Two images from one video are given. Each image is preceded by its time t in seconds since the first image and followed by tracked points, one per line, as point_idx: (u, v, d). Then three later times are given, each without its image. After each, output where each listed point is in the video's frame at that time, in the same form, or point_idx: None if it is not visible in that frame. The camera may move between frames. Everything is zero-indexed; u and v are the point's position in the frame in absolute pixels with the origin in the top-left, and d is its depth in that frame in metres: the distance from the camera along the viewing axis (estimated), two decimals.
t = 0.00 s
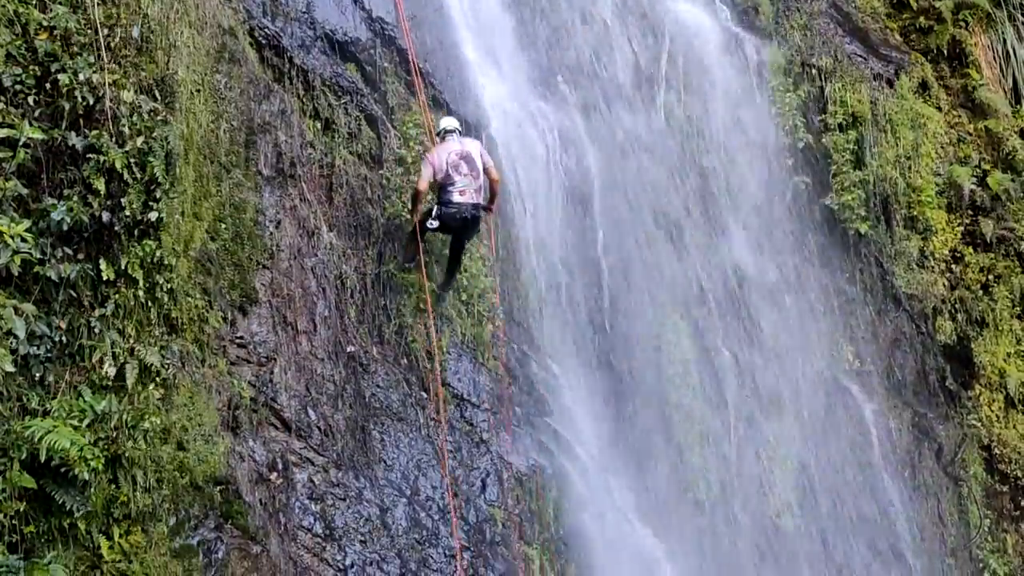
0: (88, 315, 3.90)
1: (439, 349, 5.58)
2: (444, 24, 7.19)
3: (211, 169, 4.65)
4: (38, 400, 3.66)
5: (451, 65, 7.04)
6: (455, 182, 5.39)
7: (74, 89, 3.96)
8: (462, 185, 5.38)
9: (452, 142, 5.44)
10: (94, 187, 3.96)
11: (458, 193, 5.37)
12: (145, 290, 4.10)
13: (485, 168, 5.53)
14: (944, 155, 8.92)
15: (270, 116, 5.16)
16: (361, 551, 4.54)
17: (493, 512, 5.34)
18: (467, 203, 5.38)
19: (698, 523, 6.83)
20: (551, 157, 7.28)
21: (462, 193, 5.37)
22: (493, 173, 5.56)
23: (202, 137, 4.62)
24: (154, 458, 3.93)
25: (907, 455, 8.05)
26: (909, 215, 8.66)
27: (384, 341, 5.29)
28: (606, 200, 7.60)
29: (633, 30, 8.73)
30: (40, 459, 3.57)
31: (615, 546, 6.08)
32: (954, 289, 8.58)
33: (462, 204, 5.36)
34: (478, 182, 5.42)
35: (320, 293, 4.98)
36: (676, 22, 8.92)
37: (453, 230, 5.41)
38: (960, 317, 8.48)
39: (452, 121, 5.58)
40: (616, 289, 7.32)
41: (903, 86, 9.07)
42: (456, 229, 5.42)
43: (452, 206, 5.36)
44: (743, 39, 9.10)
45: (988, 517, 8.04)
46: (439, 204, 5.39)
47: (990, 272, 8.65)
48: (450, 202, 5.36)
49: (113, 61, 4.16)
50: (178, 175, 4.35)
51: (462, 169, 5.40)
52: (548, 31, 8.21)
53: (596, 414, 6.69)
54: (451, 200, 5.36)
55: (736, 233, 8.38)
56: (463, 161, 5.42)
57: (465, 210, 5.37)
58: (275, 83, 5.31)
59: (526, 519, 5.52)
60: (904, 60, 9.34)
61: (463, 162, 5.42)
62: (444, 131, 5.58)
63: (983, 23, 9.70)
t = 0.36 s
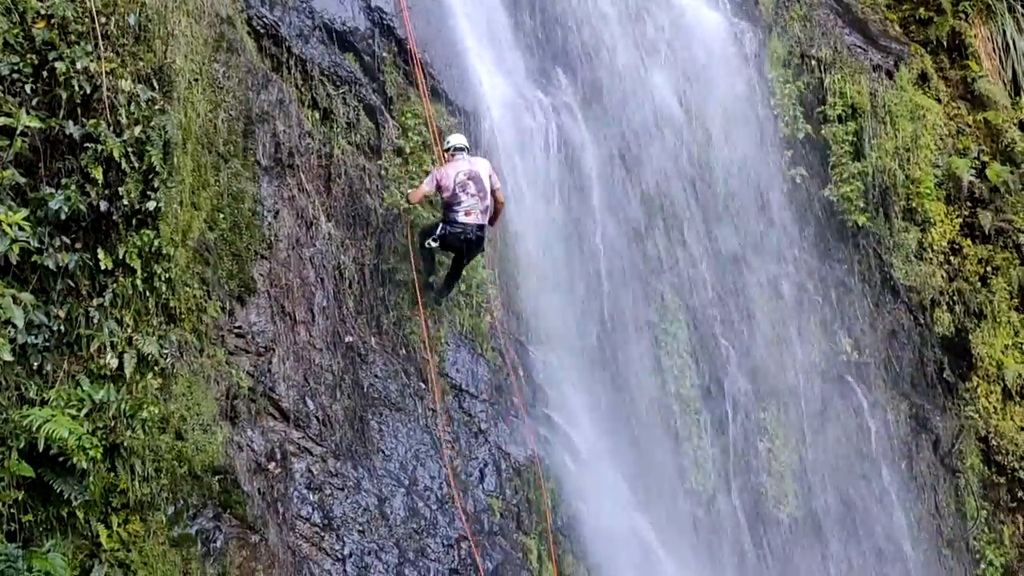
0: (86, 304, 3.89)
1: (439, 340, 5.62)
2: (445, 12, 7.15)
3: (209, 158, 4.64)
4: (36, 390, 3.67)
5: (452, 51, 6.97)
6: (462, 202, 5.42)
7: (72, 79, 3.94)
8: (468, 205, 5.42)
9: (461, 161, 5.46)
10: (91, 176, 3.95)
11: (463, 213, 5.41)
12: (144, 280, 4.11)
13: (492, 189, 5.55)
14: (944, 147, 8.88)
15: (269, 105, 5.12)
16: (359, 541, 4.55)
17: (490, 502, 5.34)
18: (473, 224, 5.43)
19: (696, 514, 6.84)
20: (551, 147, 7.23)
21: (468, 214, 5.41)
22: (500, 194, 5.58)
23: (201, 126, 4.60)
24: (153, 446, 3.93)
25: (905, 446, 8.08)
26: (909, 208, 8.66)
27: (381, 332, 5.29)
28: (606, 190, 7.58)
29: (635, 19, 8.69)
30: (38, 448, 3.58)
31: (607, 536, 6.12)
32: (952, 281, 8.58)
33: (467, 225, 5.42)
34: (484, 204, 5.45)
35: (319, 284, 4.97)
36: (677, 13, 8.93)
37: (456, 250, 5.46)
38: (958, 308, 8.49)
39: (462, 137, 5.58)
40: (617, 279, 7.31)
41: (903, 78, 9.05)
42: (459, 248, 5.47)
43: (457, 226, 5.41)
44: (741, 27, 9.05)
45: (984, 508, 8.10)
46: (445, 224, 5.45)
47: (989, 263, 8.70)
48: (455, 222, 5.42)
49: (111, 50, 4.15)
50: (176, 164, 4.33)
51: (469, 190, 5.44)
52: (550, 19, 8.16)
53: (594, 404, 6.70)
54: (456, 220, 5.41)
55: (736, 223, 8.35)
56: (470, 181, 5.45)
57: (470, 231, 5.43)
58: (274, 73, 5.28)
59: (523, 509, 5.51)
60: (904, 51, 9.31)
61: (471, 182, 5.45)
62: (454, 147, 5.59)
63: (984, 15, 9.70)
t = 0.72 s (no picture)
0: (81, 293, 3.89)
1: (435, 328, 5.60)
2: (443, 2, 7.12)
3: (206, 145, 4.62)
4: (32, 378, 3.64)
5: (449, 41, 6.95)
6: (463, 224, 5.27)
7: (66, 65, 3.91)
8: (470, 228, 5.28)
9: (465, 183, 5.30)
10: (85, 164, 3.93)
11: (464, 236, 5.27)
12: (140, 269, 4.11)
13: (495, 213, 5.39)
14: (943, 136, 8.91)
15: (266, 93, 5.09)
16: (356, 529, 4.54)
17: (488, 490, 5.32)
18: (472, 247, 5.29)
19: (693, 501, 6.82)
20: (549, 136, 7.23)
21: (469, 237, 5.27)
22: (504, 218, 5.43)
23: (196, 112, 4.58)
24: (149, 434, 3.94)
25: (902, 435, 8.10)
26: (907, 196, 8.67)
27: (379, 320, 5.29)
28: (603, 180, 7.58)
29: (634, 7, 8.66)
30: (34, 436, 3.57)
31: (608, 526, 6.03)
32: (948, 271, 8.59)
33: (467, 248, 5.28)
34: (486, 228, 5.31)
35: (315, 273, 4.95)
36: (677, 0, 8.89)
37: (453, 270, 5.34)
38: (955, 298, 8.50)
39: (468, 156, 5.41)
40: (614, 268, 7.30)
41: (902, 66, 9.04)
42: (458, 269, 5.35)
43: (457, 249, 5.27)
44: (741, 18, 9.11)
45: (981, 497, 8.14)
46: (444, 244, 5.30)
47: (986, 253, 8.72)
48: (455, 244, 5.27)
49: (107, 38, 4.14)
50: (172, 152, 4.33)
51: (472, 213, 5.29)
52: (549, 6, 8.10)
53: (591, 392, 6.70)
54: (457, 243, 5.27)
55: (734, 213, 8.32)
56: (473, 204, 5.30)
57: (469, 254, 5.29)
58: (271, 60, 5.24)
59: (519, 497, 5.47)
60: (903, 40, 9.27)
61: (474, 205, 5.30)
62: (460, 166, 5.41)
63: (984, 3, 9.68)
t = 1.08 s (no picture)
0: (78, 281, 3.89)
1: (433, 318, 5.62)
2: None
3: (202, 133, 4.60)
4: (30, 366, 3.65)
5: (446, 29, 6.93)
6: (470, 244, 5.26)
7: (60, 52, 3.92)
8: (475, 247, 5.26)
9: (472, 201, 5.30)
10: (81, 151, 3.93)
11: (471, 255, 5.25)
12: (136, 257, 4.10)
13: (503, 231, 5.36)
14: (941, 124, 8.91)
15: (262, 80, 5.06)
16: (354, 517, 4.51)
17: (486, 479, 5.31)
18: (480, 266, 5.26)
19: (689, 491, 6.84)
20: (546, 124, 7.22)
21: (475, 256, 5.25)
22: (512, 236, 5.38)
23: (192, 101, 4.57)
24: (146, 421, 3.95)
25: (900, 424, 8.11)
26: (906, 185, 8.66)
27: (376, 309, 5.27)
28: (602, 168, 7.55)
29: None
30: (31, 423, 3.58)
31: (605, 513, 6.01)
32: (947, 260, 8.59)
33: (474, 267, 5.24)
34: (493, 246, 5.28)
35: (313, 263, 4.94)
36: None
37: (462, 291, 5.30)
38: (953, 287, 8.51)
39: (475, 176, 5.45)
40: (613, 257, 7.30)
41: (900, 56, 9.02)
42: (467, 290, 5.31)
43: (464, 269, 5.25)
44: (743, 10, 9.21)
45: (978, 485, 8.14)
46: (452, 265, 5.29)
47: (984, 241, 8.73)
48: (462, 263, 5.25)
49: (102, 26, 4.15)
50: (168, 140, 4.35)
51: (478, 232, 5.26)
52: None
53: (590, 381, 6.68)
54: (463, 262, 5.25)
55: (732, 202, 8.29)
56: (479, 222, 5.27)
57: (477, 272, 5.25)
58: (266, 48, 5.22)
59: (517, 486, 5.47)
60: (902, 28, 9.26)
61: (480, 224, 5.28)
62: (468, 185, 5.44)
63: None
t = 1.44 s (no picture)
0: (74, 268, 3.86)
1: (430, 303, 5.65)
2: None
3: (198, 121, 4.57)
4: (26, 353, 3.62)
5: (443, 18, 6.95)
6: (477, 263, 5.08)
7: (55, 38, 3.90)
8: (483, 267, 5.07)
9: (482, 221, 5.15)
10: (77, 137, 3.91)
11: (478, 274, 5.06)
12: (132, 244, 4.07)
13: (512, 254, 5.20)
14: (938, 112, 8.86)
15: (258, 67, 5.04)
16: (351, 503, 4.52)
17: (482, 466, 5.34)
18: (486, 287, 5.06)
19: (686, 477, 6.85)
20: (543, 110, 7.23)
21: (482, 277, 5.05)
22: (520, 261, 5.23)
23: (188, 88, 4.55)
24: (144, 410, 3.91)
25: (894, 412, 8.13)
26: (901, 172, 8.62)
27: (373, 296, 5.25)
28: (598, 155, 7.58)
29: None
30: (27, 411, 3.54)
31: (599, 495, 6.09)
32: (942, 247, 8.54)
33: (480, 287, 5.05)
34: (501, 267, 5.10)
35: (311, 250, 4.93)
36: None
37: (466, 311, 5.11)
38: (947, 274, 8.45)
39: (488, 198, 5.29)
40: (609, 244, 7.32)
41: (897, 42, 9.04)
42: (470, 311, 5.11)
43: (470, 288, 5.06)
44: None
45: (972, 471, 8.15)
46: (457, 283, 5.10)
47: (980, 230, 8.63)
48: (468, 282, 5.06)
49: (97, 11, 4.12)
50: (163, 126, 4.32)
51: (486, 252, 5.10)
52: None
53: (586, 368, 6.70)
54: (469, 281, 5.06)
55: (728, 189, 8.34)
56: (489, 242, 5.11)
57: (483, 294, 5.05)
58: (262, 33, 5.18)
59: (513, 472, 5.50)
60: (899, 16, 9.29)
61: (489, 244, 5.11)
62: (479, 206, 5.29)
63: None
